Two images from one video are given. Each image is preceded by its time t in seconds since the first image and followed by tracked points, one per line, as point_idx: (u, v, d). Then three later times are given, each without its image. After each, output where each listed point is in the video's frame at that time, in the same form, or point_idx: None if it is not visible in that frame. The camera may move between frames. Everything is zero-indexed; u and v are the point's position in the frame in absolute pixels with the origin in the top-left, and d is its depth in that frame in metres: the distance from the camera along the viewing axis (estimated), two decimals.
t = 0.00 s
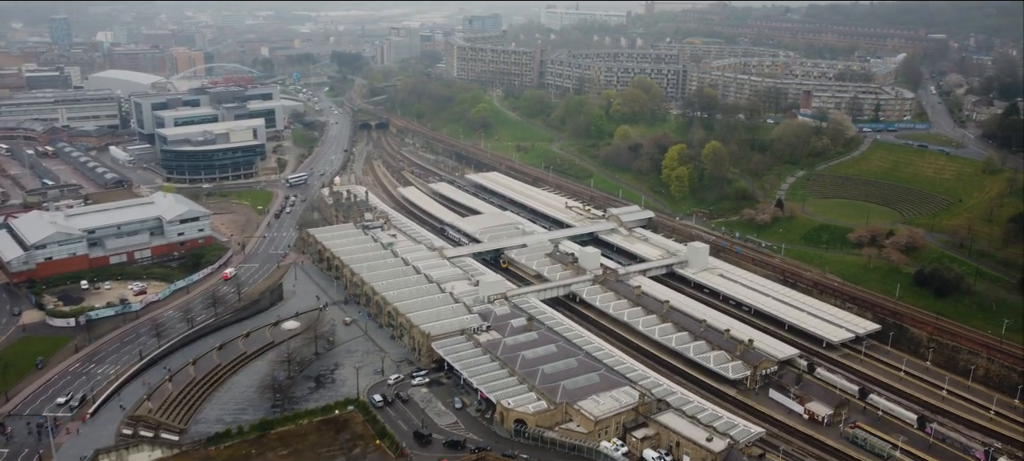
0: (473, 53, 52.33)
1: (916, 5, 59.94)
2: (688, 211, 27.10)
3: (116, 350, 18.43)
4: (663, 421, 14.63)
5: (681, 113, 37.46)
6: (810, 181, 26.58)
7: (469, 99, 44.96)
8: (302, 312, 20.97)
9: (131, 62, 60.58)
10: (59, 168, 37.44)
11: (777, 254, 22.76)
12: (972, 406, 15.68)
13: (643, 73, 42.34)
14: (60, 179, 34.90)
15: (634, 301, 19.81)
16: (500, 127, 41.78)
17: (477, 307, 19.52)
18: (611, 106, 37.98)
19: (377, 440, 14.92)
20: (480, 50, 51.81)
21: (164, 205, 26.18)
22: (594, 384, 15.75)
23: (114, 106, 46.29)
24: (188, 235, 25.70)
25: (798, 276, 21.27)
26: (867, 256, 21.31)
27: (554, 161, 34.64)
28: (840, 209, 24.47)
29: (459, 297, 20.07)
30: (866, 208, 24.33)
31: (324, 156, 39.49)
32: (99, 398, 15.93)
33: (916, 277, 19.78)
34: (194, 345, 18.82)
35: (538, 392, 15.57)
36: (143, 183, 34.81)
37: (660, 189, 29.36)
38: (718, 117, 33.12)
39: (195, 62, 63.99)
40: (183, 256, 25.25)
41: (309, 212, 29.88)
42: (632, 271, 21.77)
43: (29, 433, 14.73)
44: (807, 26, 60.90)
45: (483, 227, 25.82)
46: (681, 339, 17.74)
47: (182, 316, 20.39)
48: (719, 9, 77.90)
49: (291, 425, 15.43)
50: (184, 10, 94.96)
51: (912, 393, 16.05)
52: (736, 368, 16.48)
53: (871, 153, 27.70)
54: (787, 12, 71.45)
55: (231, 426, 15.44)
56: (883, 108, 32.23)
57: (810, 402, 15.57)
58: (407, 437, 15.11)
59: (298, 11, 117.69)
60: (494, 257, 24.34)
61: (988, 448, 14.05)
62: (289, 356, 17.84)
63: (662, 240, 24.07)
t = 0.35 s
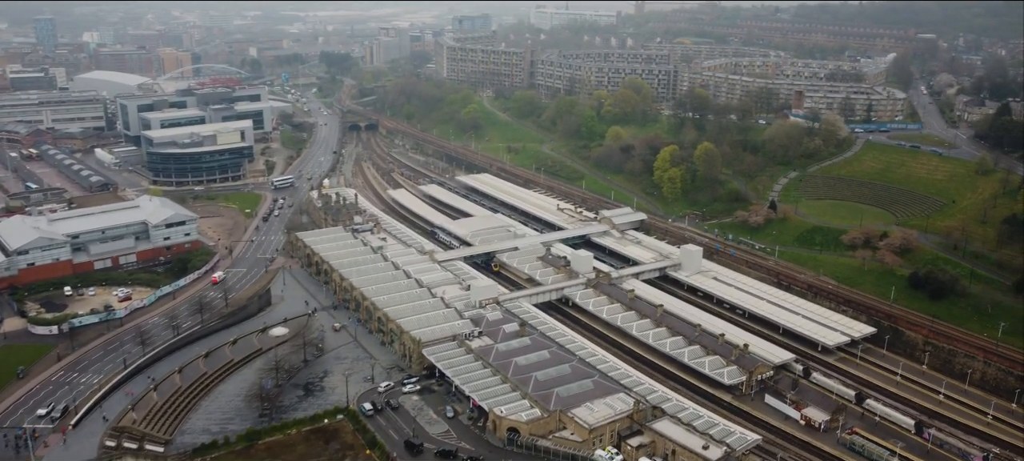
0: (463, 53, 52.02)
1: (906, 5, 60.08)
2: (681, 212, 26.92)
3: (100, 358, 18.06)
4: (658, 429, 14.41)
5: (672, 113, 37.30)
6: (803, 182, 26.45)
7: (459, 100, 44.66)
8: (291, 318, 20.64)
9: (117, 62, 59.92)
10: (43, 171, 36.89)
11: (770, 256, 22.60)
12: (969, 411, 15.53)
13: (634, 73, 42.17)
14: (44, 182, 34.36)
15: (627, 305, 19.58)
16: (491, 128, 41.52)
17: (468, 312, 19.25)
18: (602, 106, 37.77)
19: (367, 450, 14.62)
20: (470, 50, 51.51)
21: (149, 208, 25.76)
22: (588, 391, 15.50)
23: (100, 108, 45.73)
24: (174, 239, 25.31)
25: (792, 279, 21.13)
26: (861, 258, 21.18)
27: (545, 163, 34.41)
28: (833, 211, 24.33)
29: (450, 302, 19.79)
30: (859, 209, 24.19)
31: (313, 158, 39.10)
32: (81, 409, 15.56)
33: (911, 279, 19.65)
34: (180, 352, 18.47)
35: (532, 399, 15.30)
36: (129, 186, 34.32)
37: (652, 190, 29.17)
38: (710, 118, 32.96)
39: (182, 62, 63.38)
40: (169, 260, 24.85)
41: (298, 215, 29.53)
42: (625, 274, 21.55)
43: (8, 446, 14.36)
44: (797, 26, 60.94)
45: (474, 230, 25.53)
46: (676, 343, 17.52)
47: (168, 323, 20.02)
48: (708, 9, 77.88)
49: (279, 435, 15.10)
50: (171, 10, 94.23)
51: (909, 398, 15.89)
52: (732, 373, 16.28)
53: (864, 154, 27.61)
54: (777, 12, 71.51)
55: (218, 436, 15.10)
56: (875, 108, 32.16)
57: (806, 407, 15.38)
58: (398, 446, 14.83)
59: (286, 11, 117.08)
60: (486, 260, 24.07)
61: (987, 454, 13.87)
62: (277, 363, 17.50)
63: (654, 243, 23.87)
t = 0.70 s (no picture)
0: (451, 54, 51.66)
1: (893, 4, 60.25)
2: (672, 214, 26.72)
3: (81, 367, 17.63)
4: (652, 437, 14.16)
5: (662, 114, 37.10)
6: (794, 184, 26.30)
7: (448, 101, 44.31)
8: (277, 324, 20.25)
9: (100, 63, 59.10)
10: (24, 175, 36.23)
11: (763, 259, 22.42)
12: (966, 416, 15.37)
13: (623, 74, 41.97)
14: (26, 186, 33.72)
15: (619, 310, 19.32)
16: (480, 129, 41.21)
17: (458, 318, 18.93)
18: (592, 107, 37.52)
19: None
20: (458, 51, 51.15)
21: (132, 213, 25.26)
22: (581, 399, 15.23)
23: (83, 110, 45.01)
24: (157, 244, 24.83)
25: (785, 282, 20.95)
26: (854, 260, 21.03)
27: (535, 164, 34.13)
28: (825, 212, 24.18)
29: (440, 308, 19.46)
30: (851, 210, 24.05)
31: (300, 160, 38.64)
32: (60, 421, 15.15)
33: (905, 282, 19.51)
34: (163, 361, 18.05)
35: (523, 408, 15.01)
36: (112, 189, 33.74)
37: (643, 192, 28.95)
38: (700, 118, 32.78)
39: (167, 63, 62.61)
40: (153, 266, 24.39)
41: (285, 219, 29.12)
42: (617, 278, 21.29)
43: None
44: (785, 26, 60.98)
45: (463, 234, 25.21)
46: (669, 349, 17.28)
47: (151, 331, 19.60)
48: (696, 8, 77.86)
49: (264, 446, 14.72)
50: (157, 11, 93.29)
51: (905, 403, 15.73)
52: (726, 379, 16.04)
53: (855, 155, 27.50)
54: (765, 12, 71.59)
55: (202, 448, 14.72)
56: (865, 108, 32.08)
57: (802, 413, 15.17)
58: (387, 457, 14.50)
59: (273, 11, 116.28)
60: (475, 264, 23.76)
61: None
62: (262, 372, 17.13)
63: (646, 245, 23.63)
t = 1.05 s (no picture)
0: (440, 54, 51.32)
1: (881, 4, 60.43)
2: (664, 216, 26.53)
3: (62, 377, 17.22)
4: (647, 445, 13.91)
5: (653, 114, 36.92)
6: (786, 185, 26.18)
7: (437, 102, 43.98)
8: (264, 331, 19.89)
9: (85, 65, 58.34)
10: (7, 178, 35.64)
11: (756, 262, 22.25)
12: (963, 421, 15.23)
13: (613, 74, 41.78)
14: (8, 190, 33.17)
15: (612, 314, 19.07)
16: (469, 130, 40.91)
17: (449, 324, 18.64)
18: (582, 108, 37.30)
19: None
20: (447, 51, 50.83)
21: (116, 217, 24.78)
22: (574, 407, 14.97)
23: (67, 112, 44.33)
24: (142, 249, 24.36)
25: (778, 285, 20.77)
26: (848, 262, 20.88)
27: (525, 166, 33.87)
28: (818, 214, 24.05)
29: (430, 313, 19.16)
30: (844, 212, 23.93)
31: (288, 162, 38.22)
32: (40, 434, 14.76)
33: (899, 284, 19.38)
34: (147, 370, 17.66)
35: (516, 416, 14.73)
36: (96, 193, 33.23)
37: (634, 194, 28.75)
38: (691, 119, 32.62)
39: (153, 64, 61.88)
40: (138, 271, 23.92)
41: (272, 222, 28.73)
42: (609, 281, 21.05)
43: None
44: (774, 26, 60.99)
45: (454, 237, 24.92)
46: (663, 354, 17.05)
47: (135, 338, 19.20)
48: (686, 8, 77.83)
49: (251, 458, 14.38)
50: (143, 11, 92.42)
51: (902, 408, 15.57)
52: (721, 384, 15.83)
53: (846, 155, 27.41)
54: (753, 11, 71.66)
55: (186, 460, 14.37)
56: (856, 109, 32.02)
57: (798, 419, 14.98)
58: None
59: (260, 11, 115.54)
60: (466, 267, 23.47)
61: None
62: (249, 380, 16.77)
63: (638, 248, 23.41)
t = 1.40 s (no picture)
0: (426, 55, 50.95)
1: (867, 4, 60.63)
2: (653, 218, 26.33)
3: (40, 388, 16.78)
4: (639, 454, 13.67)
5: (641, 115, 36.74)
6: (775, 186, 26.05)
7: (423, 103, 43.62)
8: (248, 339, 19.48)
9: (65, 66, 57.41)
10: None
11: (746, 265, 22.08)
12: (958, 425, 15.07)
13: (601, 75, 41.60)
14: None
15: (603, 319, 18.81)
16: (456, 132, 40.58)
17: (437, 330, 18.32)
18: (570, 109, 37.08)
19: None
20: (433, 52, 50.47)
21: (96, 222, 24.22)
22: (565, 415, 14.70)
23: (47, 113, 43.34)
24: (123, 255, 23.81)
25: (770, 288, 20.61)
26: (839, 264, 20.74)
27: (513, 168, 33.61)
28: (808, 215, 23.92)
29: (417, 319, 18.83)
30: (833, 213, 23.83)
31: (272, 164, 37.76)
32: (16, 449, 14.32)
33: (891, 287, 19.26)
34: (127, 380, 17.23)
35: (506, 425, 14.43)
36: (76, 196, 32.63)
37: (623, 195, 28.54)
38: (679, 120, 32.47)
39: (136, 66, 60.96)
40: (119, 278, 23.39)
41: (256, 226, 28.29)
42: (599, 285, 20.81)
43: None
44: (761, 26, 61.03)
45: (441, 240, 24.60)
46: (655, 359, 16.81)
47: (115, 348, 18.76)
48: (672, 8, 77.84)
49: None
50: (125, 11, 91.30)
51: (896, 413, 15.41)
52: (714, 390, 15.61)
53: (835, 156, 27.33)
54: (740, 11, 71.76)
55: None
56: (844, 109, 31.99)
57: (792, 425, 14.78)
58: None
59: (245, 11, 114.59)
60: (454, 272, 23.16)
61: None
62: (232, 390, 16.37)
63: (627, 251, 23.18)
